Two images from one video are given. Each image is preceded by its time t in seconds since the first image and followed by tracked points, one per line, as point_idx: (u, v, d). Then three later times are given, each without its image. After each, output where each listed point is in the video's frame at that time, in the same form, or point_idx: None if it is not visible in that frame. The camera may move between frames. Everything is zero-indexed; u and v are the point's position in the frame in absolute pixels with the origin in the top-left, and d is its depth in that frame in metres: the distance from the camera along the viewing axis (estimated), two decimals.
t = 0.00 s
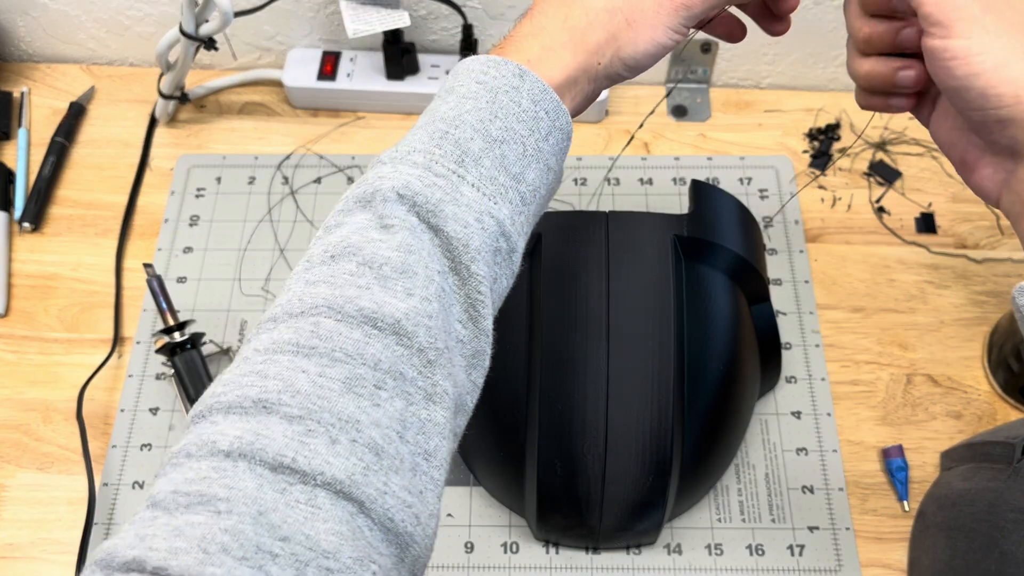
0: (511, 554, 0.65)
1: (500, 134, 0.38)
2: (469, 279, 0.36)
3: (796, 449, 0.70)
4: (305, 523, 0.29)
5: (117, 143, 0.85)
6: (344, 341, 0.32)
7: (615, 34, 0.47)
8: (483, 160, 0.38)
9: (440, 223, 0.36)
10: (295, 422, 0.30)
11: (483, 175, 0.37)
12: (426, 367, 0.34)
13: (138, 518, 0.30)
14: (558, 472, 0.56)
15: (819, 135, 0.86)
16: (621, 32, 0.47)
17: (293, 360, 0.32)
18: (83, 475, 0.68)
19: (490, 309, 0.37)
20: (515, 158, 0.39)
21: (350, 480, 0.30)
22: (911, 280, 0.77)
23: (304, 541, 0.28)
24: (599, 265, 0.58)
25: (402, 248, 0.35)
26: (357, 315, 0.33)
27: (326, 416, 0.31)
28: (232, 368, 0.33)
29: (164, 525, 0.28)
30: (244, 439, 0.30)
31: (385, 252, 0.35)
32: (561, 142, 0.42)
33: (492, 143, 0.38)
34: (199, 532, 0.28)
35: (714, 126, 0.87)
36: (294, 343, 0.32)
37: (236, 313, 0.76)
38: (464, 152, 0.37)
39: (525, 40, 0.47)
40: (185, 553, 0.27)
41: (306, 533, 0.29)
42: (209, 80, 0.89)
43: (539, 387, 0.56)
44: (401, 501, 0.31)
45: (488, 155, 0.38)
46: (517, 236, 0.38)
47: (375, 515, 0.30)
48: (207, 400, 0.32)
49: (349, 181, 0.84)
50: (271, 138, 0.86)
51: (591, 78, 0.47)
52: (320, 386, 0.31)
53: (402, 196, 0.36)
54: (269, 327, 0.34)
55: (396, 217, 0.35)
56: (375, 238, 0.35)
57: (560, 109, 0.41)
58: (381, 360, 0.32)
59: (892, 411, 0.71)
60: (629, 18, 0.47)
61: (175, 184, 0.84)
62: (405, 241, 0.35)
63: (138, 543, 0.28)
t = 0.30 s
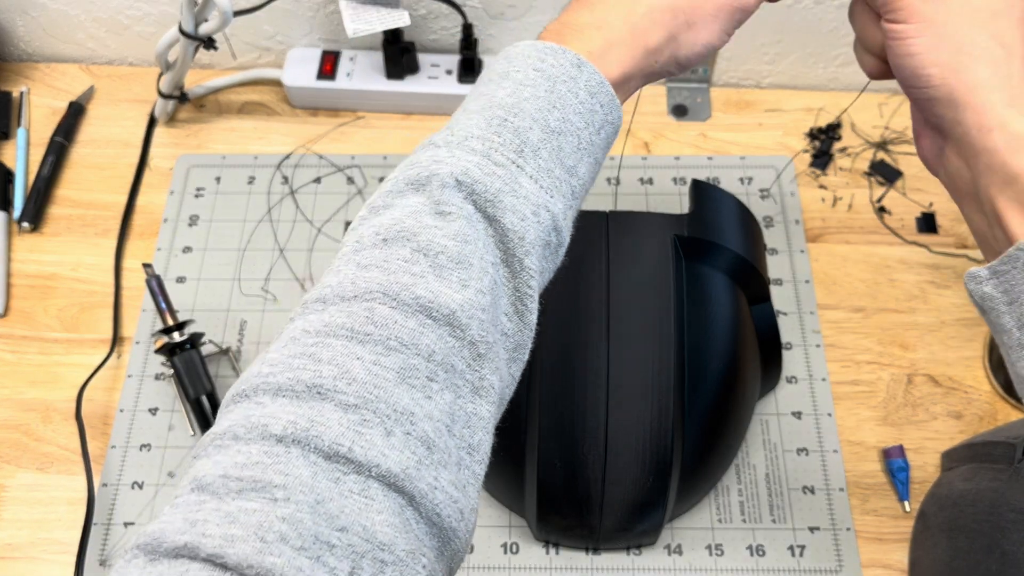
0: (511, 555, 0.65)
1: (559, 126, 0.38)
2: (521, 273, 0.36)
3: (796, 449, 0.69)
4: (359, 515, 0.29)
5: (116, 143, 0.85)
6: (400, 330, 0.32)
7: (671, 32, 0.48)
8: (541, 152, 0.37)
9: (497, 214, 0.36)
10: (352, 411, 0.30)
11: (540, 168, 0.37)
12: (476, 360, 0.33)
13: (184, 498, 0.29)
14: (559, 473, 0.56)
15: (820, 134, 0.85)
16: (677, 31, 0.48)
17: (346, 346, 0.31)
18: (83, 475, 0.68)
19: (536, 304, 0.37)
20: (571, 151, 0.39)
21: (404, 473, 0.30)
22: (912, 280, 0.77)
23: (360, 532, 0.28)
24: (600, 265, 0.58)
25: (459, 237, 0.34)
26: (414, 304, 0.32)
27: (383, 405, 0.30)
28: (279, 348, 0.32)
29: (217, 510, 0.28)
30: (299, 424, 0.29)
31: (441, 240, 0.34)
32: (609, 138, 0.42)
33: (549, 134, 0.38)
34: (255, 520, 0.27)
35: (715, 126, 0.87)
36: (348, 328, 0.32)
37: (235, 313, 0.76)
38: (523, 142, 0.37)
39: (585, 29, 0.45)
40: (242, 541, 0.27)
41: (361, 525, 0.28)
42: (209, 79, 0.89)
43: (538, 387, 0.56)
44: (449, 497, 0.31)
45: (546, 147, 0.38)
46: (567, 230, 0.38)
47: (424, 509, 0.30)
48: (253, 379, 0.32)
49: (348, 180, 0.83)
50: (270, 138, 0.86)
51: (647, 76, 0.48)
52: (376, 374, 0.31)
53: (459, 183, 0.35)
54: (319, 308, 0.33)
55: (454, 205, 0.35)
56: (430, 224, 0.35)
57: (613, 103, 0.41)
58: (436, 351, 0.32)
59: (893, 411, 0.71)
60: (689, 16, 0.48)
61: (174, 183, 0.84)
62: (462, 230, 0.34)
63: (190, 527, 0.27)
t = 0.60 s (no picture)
0: (511, 555, 0.65)
1: (581, 88, 0.37)
2: (535, 227, 0.35)
3: (797, 449, 0.69)
4: (384, 452, 0.28)
5: (116, 143, 0.85)
6: (426, 275, 0.31)
7: None
8: (566, 112, 0.36)
9: (521, 168, 0.35)
10: (380, 350, 0.30)
11: (565, 127, 0.36)
12: (491, 312, 0.33)
13: (205, 422, 0.29)
14: (559, 472, 0.56)
15: (820, 134, 0.85)
16: None
17: (374, 286, 0.31)
18: (82, 476, 0.68)
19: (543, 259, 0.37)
20: (589, 116, 0.38)
21: (425, 416, 0.30)
22: (913, 280, 0.77)
23: (388, 468, 0.28)
24: (601, 264, 0.58)
25: (484, 190, 0.34)
26: (440, 251, 0.32)
27: (409, 349, 0.30)
28: (299, 279, 0.32)
29: (244, 438, 0.28)
30: (330, 357, 0.29)
31: (466, 188, 0.33)
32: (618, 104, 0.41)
33: (573, 96, 0.37)
34: (289, 446, 0.27)
35: (715, 126, 0.86)
36: (375, 268, 0.31)
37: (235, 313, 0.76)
38: (550, 102, 0.36)
39: None
40: (273, 469, 0.27)
41: (387, 460, 0.28)
42: (209, 79, 0.89)
43: (538, 386, 0.56)
44: (461, 442, 0.31)
45: (571, 108, 0.37)
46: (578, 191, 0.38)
47: (438, 453, 0.30)
48: (275, 309, 0.31)
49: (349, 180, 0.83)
50: (270, 138, 0.86)
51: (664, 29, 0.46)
52: (404, 316, 0.30)
53: (487, 135, 0.34)
54: (341, 243, 0.32)
55: (482, 157, 0.34)
56: (458, 170, 0.34)
57: (625, 76, 0.40)
58: (460, 298, 0.32)
59: (893, 411, 0.70)
60: None
61: (173, 183, 0.84)
62: (487, 181, 0.34)
63: (219, 452, 0.27)
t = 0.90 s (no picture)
0: (511, 555, 0.65)
1: (566, 74, 0.46)
2: (530, 178, 0.43)
3: (797, 449, 0.69)
4: (437, 336, 0.33)
5: (116, 143, 0.85)
6: (467, 190, 0.37)
7: None
8: (558, 87, 0.45)
9: (530, 122, 0.42)
10: (438, 246, 0.34)
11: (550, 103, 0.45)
12: (501, 240, 0.39)
13: (278, 283, 0.31)
14: (559, 471, 0.56)
15: (821, 134, 0.85)
16: None
17: (428, 190, 0.35)
18: (82, 477, 0.68)
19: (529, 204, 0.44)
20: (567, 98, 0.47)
21: (465, 312, 0.35)
22: (913, 280, 0.77)
23: (438, 350, 0.33)
24: (601, 263, 0.58)
25: (506, 130, 0.40)
26: (476, 173, 0.38)
27: (460, 248, 0.35)
28: (353, 177, 0.35)
29: (328, 296, 0.30)
30: (402, 243, 0.33)
31: (493, 125, 0.40)
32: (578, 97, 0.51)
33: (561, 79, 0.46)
34: (371, 310, 0.31)
35: (715, 125, 0.86)
36: (427, 176, 0.36)
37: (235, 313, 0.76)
38: (550, 74, 0.44)
39: None
40: (361, 326, 0.30)
41: (440, 340, 0.33)
42: (209, 79, 0.89)
43: (538, 385, 0.56)
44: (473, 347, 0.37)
45: (560, 87, 0.46)
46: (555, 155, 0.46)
47: (462, 349, 0.36)
48: (335, 198, 0.34)
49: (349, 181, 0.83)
50: (270, 138, 0.86)
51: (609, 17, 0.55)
52: (455, 220, 0.35)
53: (506, 87, 0.41)
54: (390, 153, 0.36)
55: (503, 102, 0.41)
56: (484, 111, 0.40)
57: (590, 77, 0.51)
58: (487, 218, 0.37)
59: (893, 411, 0.70)
60: None
61: (173, 183, 0.83)
62: (507, 123, 0.40)
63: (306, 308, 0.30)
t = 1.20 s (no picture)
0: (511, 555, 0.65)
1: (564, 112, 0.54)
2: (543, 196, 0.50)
3: (797, 450, 0.69)
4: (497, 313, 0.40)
5: (116, 143, 0.85)
6: (512, 194, 0.43)
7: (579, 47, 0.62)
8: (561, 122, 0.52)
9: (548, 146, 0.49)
10: (498, 239, 0.41)
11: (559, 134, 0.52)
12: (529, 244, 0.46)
13: (375, 253, 0.37)
14: (559, 471, 0.56)
15: (821, 134, 0.85)
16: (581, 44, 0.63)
17: (487, 188, 0.42)
18: (81, 477, 0.68)
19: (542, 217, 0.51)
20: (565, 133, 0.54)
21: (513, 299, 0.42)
22: (913, 280, 0.77)
23: (496, 329, 0.39)
24: (600, 263, 0.58)
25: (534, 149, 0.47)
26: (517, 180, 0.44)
27: (510, 243, 0.42)
28: (423, 170, 0.41)
29: (420, 265, 0.37)
30: (471, 232, 0.39)
31: (525, 141, 0.46)
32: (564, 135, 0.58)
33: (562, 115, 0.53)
34: (456, 282, 0.37)
35: (715, 125, 0.86)
36: (483, 177, 0.42)
37: (235, 313, 0.76)
38: (558, 110, 0.52)
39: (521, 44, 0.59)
40: (453, 292, 0.37)
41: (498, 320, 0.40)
42: (209, 79, 0.89)
43: (538, 386, 0.56)
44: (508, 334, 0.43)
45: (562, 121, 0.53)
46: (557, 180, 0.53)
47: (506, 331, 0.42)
48: (408, 189, 0.40)
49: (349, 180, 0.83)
50: (270, 138, 0.86)
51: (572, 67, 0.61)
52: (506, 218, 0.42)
53: (530, 115, 0.48)
54: (448, 154, 0.42)
55: (531, 125, 0.48)
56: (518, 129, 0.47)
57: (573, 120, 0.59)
58: (524, 222, 0.44)
59: (893, 411, 0.70)
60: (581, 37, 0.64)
61: (173, 183, 0.83)
62: (534, 144, 0.47)
63: (409, 271, 0.36)
